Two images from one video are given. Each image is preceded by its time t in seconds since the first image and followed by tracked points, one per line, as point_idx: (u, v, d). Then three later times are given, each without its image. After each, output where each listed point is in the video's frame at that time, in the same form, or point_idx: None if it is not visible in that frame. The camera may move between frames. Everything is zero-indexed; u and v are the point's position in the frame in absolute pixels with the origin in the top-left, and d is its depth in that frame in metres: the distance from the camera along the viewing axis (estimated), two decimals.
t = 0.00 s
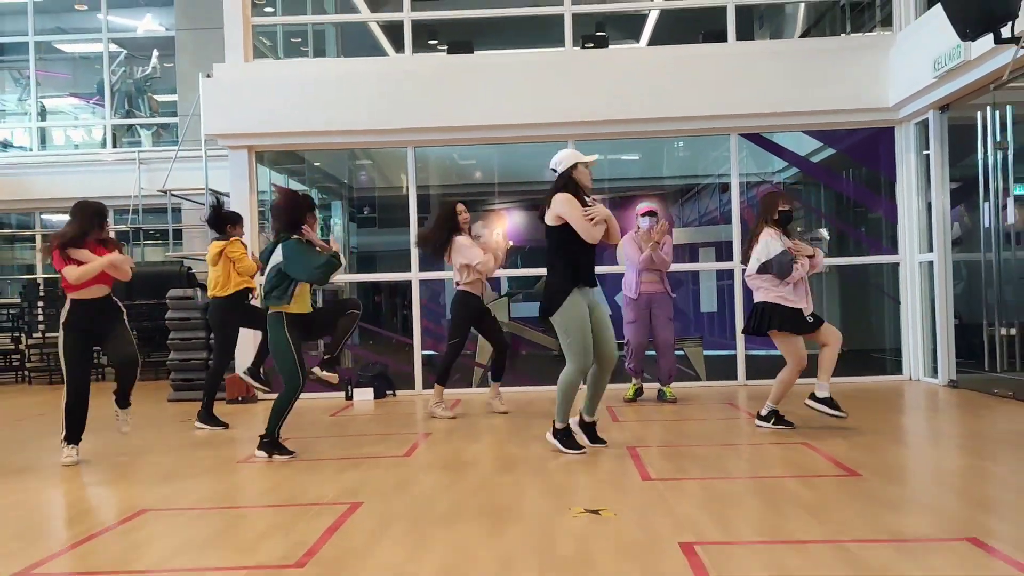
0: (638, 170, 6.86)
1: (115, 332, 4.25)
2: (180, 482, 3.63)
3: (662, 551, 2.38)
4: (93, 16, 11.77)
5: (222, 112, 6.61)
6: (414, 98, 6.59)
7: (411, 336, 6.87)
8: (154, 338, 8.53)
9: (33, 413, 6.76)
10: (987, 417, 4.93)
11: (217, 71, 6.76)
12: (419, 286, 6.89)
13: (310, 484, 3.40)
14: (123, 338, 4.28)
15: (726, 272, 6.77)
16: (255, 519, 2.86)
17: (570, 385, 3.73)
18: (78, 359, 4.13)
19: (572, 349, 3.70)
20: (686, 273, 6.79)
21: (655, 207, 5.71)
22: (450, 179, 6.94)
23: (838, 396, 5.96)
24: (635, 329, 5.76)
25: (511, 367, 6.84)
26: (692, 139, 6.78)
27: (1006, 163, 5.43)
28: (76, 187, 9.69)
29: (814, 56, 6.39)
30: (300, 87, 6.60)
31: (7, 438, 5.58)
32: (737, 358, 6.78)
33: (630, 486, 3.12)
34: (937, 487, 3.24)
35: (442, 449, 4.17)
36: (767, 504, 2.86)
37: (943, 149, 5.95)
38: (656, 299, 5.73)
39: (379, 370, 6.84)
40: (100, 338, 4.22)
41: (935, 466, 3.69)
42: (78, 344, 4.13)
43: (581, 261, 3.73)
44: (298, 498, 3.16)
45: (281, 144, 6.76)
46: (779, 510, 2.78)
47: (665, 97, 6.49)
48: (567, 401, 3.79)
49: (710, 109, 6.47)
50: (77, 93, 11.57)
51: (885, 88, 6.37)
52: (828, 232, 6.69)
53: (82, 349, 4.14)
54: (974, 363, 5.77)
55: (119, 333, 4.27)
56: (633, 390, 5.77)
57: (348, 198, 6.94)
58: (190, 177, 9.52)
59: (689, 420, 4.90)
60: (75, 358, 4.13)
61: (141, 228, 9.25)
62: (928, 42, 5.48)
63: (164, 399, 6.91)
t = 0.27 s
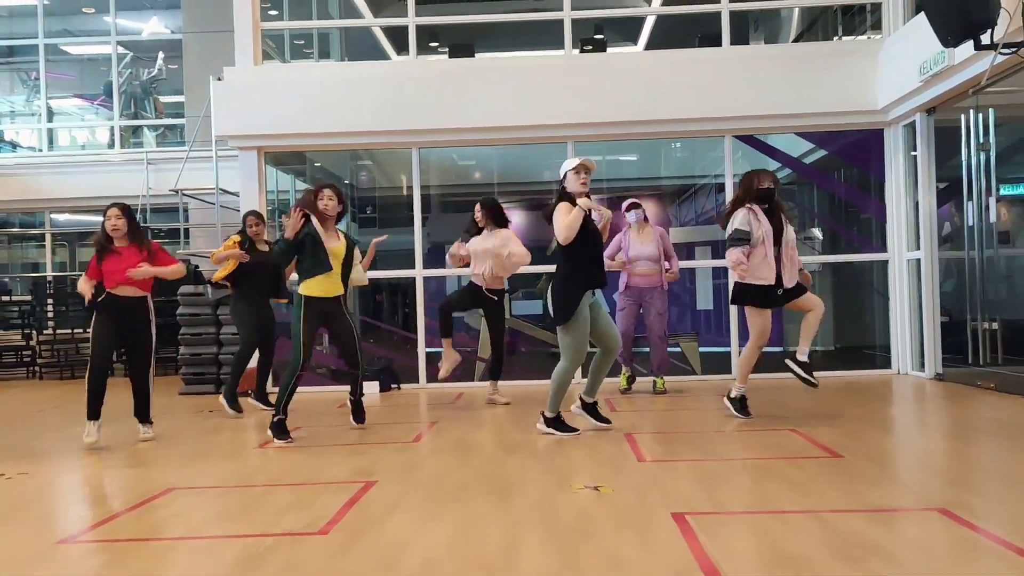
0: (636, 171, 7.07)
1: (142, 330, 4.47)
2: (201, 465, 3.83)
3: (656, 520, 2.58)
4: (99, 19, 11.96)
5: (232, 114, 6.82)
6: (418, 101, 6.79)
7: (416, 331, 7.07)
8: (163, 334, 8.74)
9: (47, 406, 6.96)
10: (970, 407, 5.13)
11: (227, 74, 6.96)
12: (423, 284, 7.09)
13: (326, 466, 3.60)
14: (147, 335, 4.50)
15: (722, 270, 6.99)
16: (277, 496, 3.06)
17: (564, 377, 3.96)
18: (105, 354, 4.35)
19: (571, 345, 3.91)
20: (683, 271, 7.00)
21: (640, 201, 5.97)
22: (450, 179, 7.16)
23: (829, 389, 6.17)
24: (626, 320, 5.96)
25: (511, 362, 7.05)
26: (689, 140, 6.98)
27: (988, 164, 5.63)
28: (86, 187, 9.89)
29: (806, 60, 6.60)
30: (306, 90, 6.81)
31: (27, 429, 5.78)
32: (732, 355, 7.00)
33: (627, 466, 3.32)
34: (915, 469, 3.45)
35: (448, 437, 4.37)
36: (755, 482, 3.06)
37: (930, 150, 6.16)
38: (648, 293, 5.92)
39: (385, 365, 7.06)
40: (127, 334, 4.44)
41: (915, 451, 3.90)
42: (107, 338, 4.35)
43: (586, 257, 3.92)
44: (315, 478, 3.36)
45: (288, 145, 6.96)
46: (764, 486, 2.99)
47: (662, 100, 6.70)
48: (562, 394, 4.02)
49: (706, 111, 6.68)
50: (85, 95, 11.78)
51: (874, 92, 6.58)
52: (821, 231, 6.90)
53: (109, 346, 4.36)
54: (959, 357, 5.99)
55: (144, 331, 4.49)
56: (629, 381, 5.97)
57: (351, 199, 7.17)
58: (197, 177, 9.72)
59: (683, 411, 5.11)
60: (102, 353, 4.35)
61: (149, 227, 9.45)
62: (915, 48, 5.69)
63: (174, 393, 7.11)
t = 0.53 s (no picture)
0: (634, 171, 7.23)
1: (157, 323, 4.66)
2: (215, 457, 3.99)
3: (649, 505, 2.73)
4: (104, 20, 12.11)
5: (239, 116, 6.98)
6: (420, 104, 6.95)
7: (419, 329, 7.24)
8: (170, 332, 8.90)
9: (58, 402, 7.12)
10: (957, 402, 5.29)
11: (234, 78, 7.13)
12: (426, 283, 7.25)
13: (336, 457, 3.76)
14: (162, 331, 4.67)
15: (718, 270, 7.16)
16: (291, 484, 3.22)
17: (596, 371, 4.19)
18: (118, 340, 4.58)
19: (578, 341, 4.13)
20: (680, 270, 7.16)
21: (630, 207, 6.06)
22: (451, 178, 7.31)
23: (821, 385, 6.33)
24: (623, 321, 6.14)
25: (512, 359, 7.21)
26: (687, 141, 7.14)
27: (974, 166, 5.75)
28: (92, 187, 10.04)
29: (799, 65, 6.76)
30: (311, 93, 6.96)
31: (41, 423, 5.95)
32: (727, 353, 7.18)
33: (623, 457, 3.48)
34: (899, 460, 3.60)
35: (452, 430, 4.53)
36: (745, 471, 3.22)
37: (920, 152, 6.33)
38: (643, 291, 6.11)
39: (388, 362, 7.22)
40: (142, 326, 4.64)
41: (900, 443, 4.06)
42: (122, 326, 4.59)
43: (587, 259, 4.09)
44: (326, 468, 3.52)
45: (293, 146, 7.12)
46: (754, 475, 3.15)
47: (659, 103, 6.86)
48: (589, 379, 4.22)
49: (702, 114, 6.84)
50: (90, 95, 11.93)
51: (866, 95, 6.74)
52: (816, 230, 7.06)
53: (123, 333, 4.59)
54: (947, 353, 6.15)
55: (159, 325, 4.67)
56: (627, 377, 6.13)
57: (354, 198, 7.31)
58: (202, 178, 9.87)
59: (679, 405, 5.27)
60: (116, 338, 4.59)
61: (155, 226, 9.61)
62: (904, 53, 5.86)
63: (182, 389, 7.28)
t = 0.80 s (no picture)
0: (632, 170, 7.32)
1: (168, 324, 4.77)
2: (226, 452, 4.09)
3: (649, 498, 2.83)
4: (108, 19, 12.20)
5: (244, 117, 7.07)
6: (422, 103, 7.04)
7: (421, 326, 7.34)
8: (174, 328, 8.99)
9: (66, 398, 7.22)
10: (951, 398, 5.39)
11: (239, 78, 7.22)
12: (428, 280, 7.35)
13: (344, 452, 3.87)
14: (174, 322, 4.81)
15: (716, 267, 7.26)
16: (302, 478, 3.32)
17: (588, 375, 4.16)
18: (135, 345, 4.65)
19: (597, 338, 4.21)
20: (678, 268, 7.26)
21: (638, 209, 6.12)
22: (450, 177, 7.39)
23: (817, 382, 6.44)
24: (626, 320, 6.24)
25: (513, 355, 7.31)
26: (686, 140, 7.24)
27: (968, 167, 5.83)
28: (97, 185, 10.13)
29: (796, 66, 6.86)
30: (314, 93, 7.05)
31: (51, 419, 6.04)
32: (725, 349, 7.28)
33: (623, 452, 3.59)
34: (892, 455, 3.70)
35: (455, 425, 4.63)
36: (742, 465, 3.32)
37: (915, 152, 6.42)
38: (643, 288, 6.20)
39: (391, 358, 7.32)
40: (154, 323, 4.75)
41: (893, 439, 4.16)
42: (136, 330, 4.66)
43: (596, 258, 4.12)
44: (334, 463, 3.62)
45: (296, 146, 7.21)
46: (750, 469, 3.25)
47: (658, 103, 6.95)
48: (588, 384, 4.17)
49: (701, 114, 6.93)
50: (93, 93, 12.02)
51: (863, 95, 6.83)
52: (813, 229, 7.16)
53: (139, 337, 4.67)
54: (941, 351, 6.25)
55: (171, 318, 4.79)
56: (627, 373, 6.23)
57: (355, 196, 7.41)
58: (206, 175, 9.96)
59: (677, 402, 5.37)
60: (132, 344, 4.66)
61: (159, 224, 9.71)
62: (899, 55, 5.95)
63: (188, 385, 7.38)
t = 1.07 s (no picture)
0: (632, 166, 7.34)
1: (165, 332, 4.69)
2: (231, 447, 4.11)
3: (653, 492, 2.86)
4: (109, 14, 12.20)
5: (246, 113, 7.08)
6: (423, 100, 7.06)
7: (423, 322, 7.36)
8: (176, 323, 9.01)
9: (69, 394, 7.25)
10: (952, 393, 5.42)
11: (241, 75, 7.23)
12: (430, 276, 7.37)
13: (348, 447, 3.89)
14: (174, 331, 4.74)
15: (716, 263, 7.28)
16: (308, 473, 3.35)
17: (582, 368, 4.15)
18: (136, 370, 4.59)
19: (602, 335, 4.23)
20: (679, 263, 7.29)
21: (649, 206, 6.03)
22: (450, 174, 7.42)
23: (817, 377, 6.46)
24: (635, 312, 6.18)
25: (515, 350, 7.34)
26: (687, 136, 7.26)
27: (968, 163, 5.84)
28: (98, 180, 10.15)
29: (797, 62, 6.87)
30: (315, 89, 7.07)
31: (55, 415, 6.07)
32: (725, 344, 7.30)
33: (626, 447, 3.61)
34: (893, 450, 3.73)
35: (458, 421, 4.66)
36: (744, 460, 3.35)
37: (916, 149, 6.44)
38: (644, 286, 6.22)
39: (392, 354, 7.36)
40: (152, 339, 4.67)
41: (894, 434, 4.18)
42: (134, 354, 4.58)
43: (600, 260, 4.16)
44: (339, 458, 3.65)
45: (298, 142, 7.23)
46: (753, 464, 3.28)
47: (659, 99, 6.97)
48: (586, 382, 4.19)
49: (702, 110, 6.95)
50: (94, 89, 12.03)
51: (863, 92, 6.84)
52: (814, 225, 7.19)
53: (139, 360, 4.59)
54: (941, 347, 6.28)
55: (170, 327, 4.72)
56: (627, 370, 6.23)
57: (356, 191, 7.42)
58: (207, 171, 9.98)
59: (678, 397, 5.40)
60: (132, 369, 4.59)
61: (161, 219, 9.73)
62: (900, 52, 5.97)
63: (191, 380, 7.42)
